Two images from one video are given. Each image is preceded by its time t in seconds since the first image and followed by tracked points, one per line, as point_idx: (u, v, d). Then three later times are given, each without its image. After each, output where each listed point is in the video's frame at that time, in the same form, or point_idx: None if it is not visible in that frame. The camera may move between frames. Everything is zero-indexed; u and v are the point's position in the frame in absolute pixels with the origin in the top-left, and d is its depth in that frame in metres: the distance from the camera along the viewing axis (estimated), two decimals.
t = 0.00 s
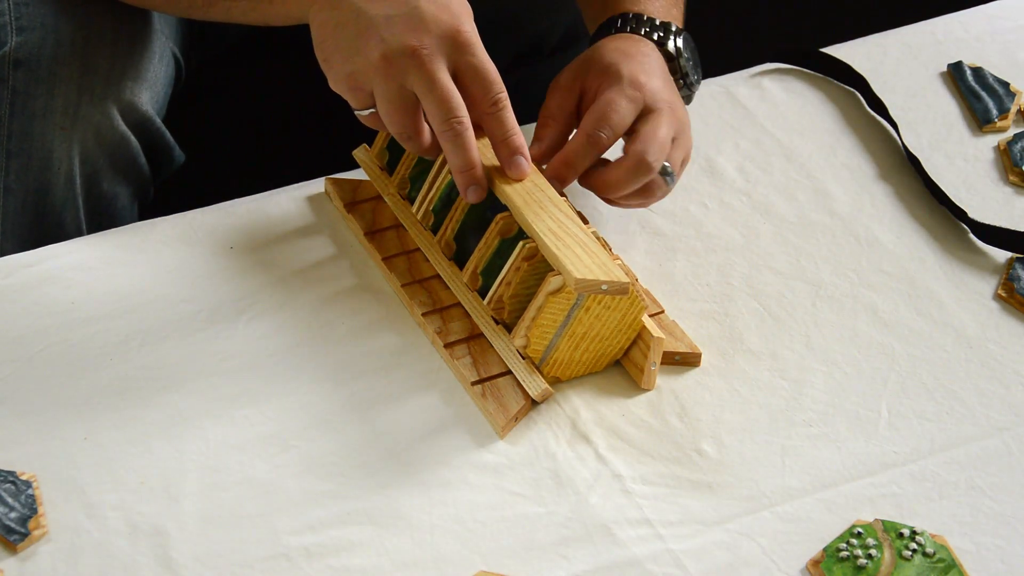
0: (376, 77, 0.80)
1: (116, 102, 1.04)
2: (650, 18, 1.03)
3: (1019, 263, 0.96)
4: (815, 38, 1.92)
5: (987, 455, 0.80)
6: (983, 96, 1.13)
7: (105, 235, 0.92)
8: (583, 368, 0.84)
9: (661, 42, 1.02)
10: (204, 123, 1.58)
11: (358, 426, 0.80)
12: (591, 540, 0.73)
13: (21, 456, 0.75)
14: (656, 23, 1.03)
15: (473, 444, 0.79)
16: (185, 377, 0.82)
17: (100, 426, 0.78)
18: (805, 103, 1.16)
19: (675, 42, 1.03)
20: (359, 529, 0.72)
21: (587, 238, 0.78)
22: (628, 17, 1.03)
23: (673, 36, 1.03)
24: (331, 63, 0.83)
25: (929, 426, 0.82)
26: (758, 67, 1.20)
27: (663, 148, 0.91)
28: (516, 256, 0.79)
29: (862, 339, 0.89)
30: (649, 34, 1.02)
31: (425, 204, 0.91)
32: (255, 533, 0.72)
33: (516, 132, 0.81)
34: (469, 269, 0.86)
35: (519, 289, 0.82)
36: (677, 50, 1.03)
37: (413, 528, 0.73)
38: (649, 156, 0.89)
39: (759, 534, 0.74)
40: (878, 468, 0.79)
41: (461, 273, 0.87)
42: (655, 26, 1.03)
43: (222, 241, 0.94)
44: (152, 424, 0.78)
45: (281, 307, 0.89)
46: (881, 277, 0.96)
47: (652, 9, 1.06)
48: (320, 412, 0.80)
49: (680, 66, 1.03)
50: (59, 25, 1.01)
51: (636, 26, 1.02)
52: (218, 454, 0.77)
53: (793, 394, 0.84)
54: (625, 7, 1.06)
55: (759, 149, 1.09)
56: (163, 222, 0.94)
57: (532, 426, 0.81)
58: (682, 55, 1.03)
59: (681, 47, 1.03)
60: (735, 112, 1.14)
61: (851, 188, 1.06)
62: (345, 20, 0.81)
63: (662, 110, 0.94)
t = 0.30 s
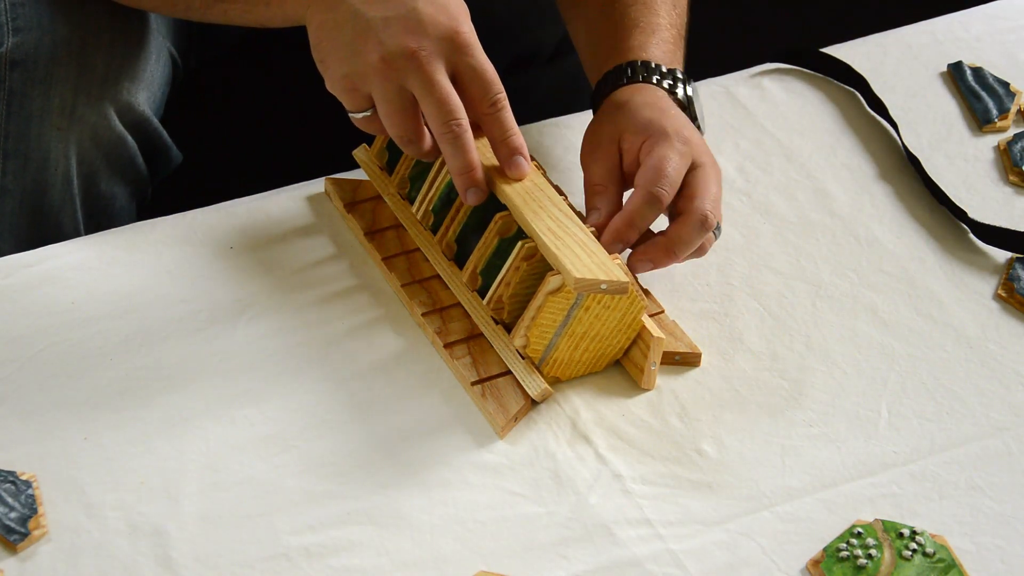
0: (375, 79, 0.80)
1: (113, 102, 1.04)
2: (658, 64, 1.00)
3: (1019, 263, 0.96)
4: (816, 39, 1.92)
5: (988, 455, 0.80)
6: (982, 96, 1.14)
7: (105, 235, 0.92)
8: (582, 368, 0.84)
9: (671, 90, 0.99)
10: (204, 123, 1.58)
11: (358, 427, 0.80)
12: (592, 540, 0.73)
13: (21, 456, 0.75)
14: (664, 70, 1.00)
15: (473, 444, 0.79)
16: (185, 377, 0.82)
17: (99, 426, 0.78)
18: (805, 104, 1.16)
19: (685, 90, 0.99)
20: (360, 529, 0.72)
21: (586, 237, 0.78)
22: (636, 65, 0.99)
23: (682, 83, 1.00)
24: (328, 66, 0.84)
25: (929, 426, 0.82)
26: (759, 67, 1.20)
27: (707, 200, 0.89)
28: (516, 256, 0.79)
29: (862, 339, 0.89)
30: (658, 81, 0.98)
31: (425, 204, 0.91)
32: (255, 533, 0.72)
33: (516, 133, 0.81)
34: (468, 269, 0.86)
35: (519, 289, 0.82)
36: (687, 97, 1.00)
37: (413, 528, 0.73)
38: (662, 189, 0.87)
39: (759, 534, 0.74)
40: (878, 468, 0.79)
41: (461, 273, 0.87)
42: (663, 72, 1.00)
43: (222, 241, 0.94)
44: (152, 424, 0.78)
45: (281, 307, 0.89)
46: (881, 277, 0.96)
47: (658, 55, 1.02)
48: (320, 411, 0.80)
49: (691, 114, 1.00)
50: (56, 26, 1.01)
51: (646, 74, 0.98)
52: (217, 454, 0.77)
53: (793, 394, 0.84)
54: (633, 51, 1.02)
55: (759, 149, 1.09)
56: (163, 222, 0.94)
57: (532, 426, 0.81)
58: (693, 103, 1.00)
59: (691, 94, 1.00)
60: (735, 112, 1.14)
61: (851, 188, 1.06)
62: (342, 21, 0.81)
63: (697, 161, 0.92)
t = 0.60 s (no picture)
0: (369, 83, 0.80)
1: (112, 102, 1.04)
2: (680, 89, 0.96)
3: (1019, 263, 0.96)
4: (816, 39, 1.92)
5: (987, 455, 0.80)
6: (983, 96, 1.14)
7: (106, 235, 0.92)
8: (583, 369, 0.84)
9: (697, 114, 0.94)
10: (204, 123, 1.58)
11: (359, 428, 0.80)
12: (592, 540, 0.73)
13: (21, 456, 0.75)
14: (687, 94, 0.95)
15: (473, 444, 0.79)
16: (186, 376, 0.82)
17: (100, 426, 0.78)
18: (805, 103, 1.16)
19: (710, 114, 0.95)
20: (360, 529, 0.72)
21: (586, 239, 0.78)
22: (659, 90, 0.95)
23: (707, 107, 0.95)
24: (319, 71, 0.83)
25: (929, 426, 0.82)
26: (759, 67, 1.20)
27: (729, 219, 0.84)
28: (517, 258, 0.79)
29: (862, 339, 0.89)
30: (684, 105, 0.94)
31: (425, 205, 0.91)
32: (255, 533, 0.72)
33: (512, 136, 0.82)
34: (469, 270, 0.86)
35: (520, 291, 0.82)
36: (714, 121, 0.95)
37: (414, 528, 0.73)
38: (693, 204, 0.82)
39: (759, 534, 0.74)
40: (878, 468, 0.79)
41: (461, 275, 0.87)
42: (687, 97, 0.95)
43: (222, 242, 0.94)
44: (153, 424, 0.78)
45: (281, 308, 0.89)
46: (881, 277, 0.96)
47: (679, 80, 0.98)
48: (320, 412, 0.80)
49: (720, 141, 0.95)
50: (55, 27, 1.01)
51: (669, 99, 0.94)
52: (216, 454, 0.77)
53: (793, 393, 0.84)
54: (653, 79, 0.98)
55: (759, 149, 1.09)
56: (163, 222, 0.94)
57: (533, 427, 0.81)
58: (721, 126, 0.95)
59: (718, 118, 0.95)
60: (734, 112, 1.14)
61: (851, 188, 1.06)
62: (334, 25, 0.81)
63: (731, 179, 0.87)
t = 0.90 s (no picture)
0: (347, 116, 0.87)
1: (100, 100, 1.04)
2: None
3: (1019, 263, 0.96)
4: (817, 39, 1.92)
5: (988, 455, 0.80)
6: (982, 96, 1.14)
7: (105, 235, 0.92)
8: (583, 369, 0.84)
9: None
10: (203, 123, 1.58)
11: (359, 429, 0.79)
12: (591, 540, 0.73)
13: (21, 456, 0.75)
14: None
15: (473, 444, 0.79)
16: (186, 376, 0.82)
17: (99, 425, 0.78)
18: (804, 103, 1.16)
19: None
20: (359, 529, 0.72)
21: (587, 239, 0.78)
22: None
23: None
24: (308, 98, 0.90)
25: (929, 426, 0.82)
26: (758, 67, 1.20)
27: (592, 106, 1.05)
28: (517, 258, 0.80)
29: (862, 339, 0.89)
30: None
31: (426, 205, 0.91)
32: (255, 532, 0.72)
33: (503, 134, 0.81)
34: (469, 271, 0.86)
35: (521, 291, 0.82)
36: None
37: (414, 528, 0.73)
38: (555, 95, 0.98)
39: (759, 534, 0.74)
40: (878, 468, 0.79)
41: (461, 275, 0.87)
42: None
43: (222, 241, 0.94)
44: (153, 424, 0.78)
45: (280, 308, 0.88)
46: (881, 278, 0.95)
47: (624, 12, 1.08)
48: (319, 412, 0.80)
49: None
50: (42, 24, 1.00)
51: None
52: (215, 453, 0.77)
53: (793, 393, 0.84)
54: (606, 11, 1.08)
55: (759, 149, 1.10)
56: (163, 222, 0.94)
57: (533, 427, 0.81)
58: None
59: None
60: (733, 112, 1.14)
61: (851, 188, 1.06)
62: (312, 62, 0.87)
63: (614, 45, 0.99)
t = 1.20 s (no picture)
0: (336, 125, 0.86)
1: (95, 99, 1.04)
2: None
3: (1019, 263, 0.96)
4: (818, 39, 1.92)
5: (987, 455, 0.80)
6: (982, 96, 1.14)
7: (105, 236, 0.92)
8: (584, 369, 0.84)
9: None
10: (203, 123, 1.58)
11: (360, 429, 0.79)
12: (591, 540, 0.73)
13: (21, 456, 0.75)
14: None
15: (473, 444, 0.79)
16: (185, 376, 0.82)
17: (99, 425, 0.78)
18: (805, 103, 1.16)
19: None
20: (359, 529, 0.72)
21: (587, 238, 0.78)
22: None
23: None
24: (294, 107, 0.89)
25: (929, 426, 0.82)
26: (758, 67, 1.20)
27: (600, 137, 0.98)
28: (517, 258, 0.80)
29: (862, 339, 0.89)
30: None
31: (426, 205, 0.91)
32: (255, 532, 0.72)
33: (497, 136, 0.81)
34: (469, 270, 0.86)
35: (521, 291, 0.82)
36: None
37: (414, 528, 0.73)
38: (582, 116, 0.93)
39: (759, 534, 0.74)
40: (877, 468, 0.79)
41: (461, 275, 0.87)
42: None
43: (222, 241, 0.94)
44: (152, 424, 0.78)
45: (280, 309, 0.88)
46: (881, 278, 0.95)
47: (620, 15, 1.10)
48: (319, 413, 0.80)
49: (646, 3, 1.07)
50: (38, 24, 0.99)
51: None
52: (215, 453, 0.77)
53: (793, 393, 0.84)
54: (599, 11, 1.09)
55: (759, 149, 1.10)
56: (163, 222, 0.94)
57: (533, 427, 0.81)
58: None
59: None
60: (733, 112, 1.14)
61: (851, 188, 1.06)
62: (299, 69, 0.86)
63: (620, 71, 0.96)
